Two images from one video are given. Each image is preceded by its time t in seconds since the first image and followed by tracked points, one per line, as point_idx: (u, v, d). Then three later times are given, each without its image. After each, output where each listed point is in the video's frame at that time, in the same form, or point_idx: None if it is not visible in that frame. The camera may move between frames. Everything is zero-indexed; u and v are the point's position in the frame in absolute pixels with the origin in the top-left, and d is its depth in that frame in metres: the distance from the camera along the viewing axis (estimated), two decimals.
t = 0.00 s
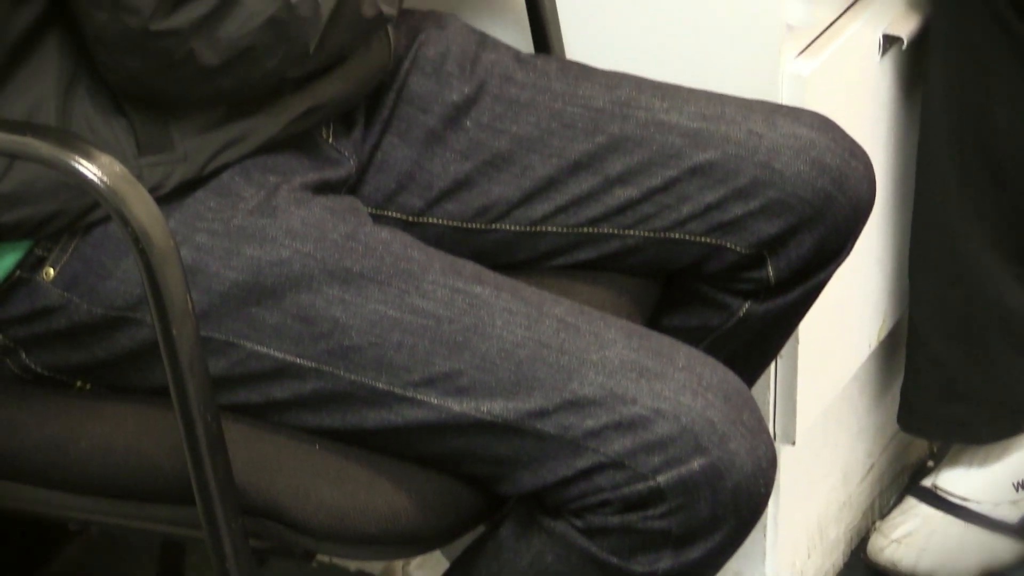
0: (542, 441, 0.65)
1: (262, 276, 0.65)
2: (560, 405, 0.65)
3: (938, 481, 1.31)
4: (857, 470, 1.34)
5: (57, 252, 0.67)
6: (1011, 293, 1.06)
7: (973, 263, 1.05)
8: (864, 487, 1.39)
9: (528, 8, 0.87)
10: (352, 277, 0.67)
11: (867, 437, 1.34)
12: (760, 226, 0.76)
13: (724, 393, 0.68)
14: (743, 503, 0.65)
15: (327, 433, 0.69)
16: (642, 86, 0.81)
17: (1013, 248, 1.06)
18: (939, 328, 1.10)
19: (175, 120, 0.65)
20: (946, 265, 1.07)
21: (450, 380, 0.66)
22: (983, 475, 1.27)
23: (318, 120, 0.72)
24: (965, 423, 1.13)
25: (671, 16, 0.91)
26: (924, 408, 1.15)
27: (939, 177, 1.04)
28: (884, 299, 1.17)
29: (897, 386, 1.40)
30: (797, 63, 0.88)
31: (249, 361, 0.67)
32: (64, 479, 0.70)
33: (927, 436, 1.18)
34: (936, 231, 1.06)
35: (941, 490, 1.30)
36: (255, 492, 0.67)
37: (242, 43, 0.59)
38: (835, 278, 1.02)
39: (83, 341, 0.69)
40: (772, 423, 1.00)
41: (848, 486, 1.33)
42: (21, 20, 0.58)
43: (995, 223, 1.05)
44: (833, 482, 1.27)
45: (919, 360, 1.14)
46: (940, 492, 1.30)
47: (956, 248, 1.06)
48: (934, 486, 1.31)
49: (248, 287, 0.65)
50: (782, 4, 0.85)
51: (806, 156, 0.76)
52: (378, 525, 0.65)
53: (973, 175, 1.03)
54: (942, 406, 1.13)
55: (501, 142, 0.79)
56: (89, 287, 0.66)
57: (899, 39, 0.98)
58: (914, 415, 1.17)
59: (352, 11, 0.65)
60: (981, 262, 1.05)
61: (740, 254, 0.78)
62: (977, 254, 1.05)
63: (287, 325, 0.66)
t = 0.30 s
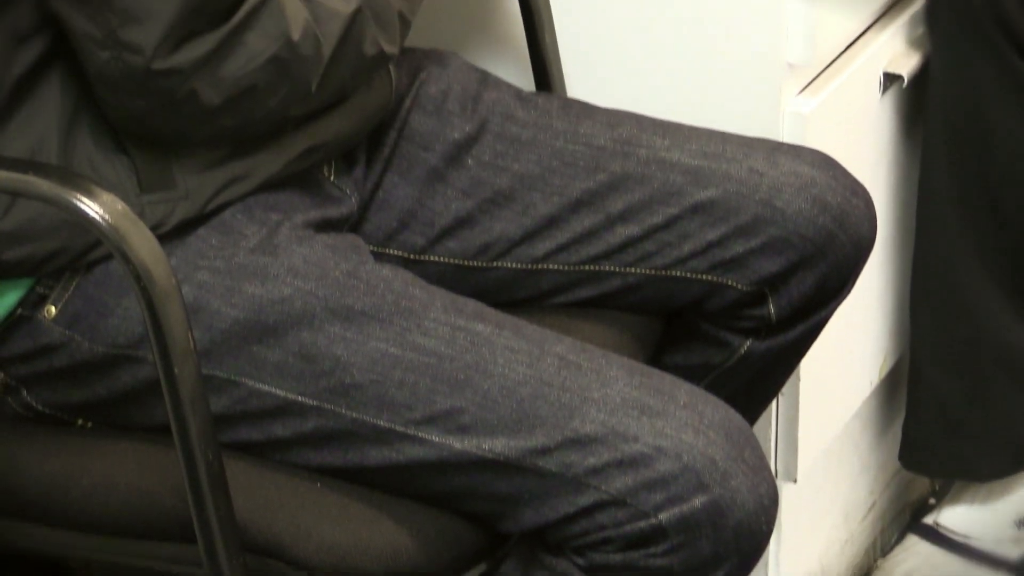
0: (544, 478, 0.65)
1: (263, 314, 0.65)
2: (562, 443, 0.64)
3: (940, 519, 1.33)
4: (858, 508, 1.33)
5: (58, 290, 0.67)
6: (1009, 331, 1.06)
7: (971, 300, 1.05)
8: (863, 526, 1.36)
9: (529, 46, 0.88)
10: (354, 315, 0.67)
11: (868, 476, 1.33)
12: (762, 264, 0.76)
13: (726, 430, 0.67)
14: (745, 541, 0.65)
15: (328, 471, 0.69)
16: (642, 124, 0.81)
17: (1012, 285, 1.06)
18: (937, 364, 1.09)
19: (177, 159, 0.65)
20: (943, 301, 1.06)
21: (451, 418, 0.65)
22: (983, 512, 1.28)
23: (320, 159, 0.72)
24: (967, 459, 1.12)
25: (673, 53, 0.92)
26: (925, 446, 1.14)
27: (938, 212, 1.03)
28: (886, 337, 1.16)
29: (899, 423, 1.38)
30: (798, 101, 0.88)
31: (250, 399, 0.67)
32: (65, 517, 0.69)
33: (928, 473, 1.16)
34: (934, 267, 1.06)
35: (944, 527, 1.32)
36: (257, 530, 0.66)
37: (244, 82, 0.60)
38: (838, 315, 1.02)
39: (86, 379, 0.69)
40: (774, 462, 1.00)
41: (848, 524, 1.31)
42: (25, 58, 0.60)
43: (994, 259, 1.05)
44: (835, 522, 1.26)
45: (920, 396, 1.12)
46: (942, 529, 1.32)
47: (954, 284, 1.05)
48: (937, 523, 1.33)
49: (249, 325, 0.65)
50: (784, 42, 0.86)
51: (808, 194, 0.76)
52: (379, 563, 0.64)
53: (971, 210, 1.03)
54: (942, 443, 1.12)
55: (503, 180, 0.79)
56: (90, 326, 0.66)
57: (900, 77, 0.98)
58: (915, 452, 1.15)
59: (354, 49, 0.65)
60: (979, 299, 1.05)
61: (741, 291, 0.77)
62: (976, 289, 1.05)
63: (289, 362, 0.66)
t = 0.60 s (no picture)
0: (545, 517, 0.64)
1: (263, 352, 0.65)
2: (563, 482, 0.64)
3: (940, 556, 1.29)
4: (860, 547, 1.32)
5: (59, 330, 0.67)
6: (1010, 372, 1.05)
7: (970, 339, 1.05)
8: (869, 564, 1.35)
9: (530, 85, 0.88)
10: (354, 354, 0.67)
11: (870, 515, 1.32)
12: (761, 302, 0.76)
13: (727, 469, 0.66)
14: None
15: (329, 510, 0.69)
16: (642, 162, 0.82)
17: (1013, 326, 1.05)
18: (938, 404, 1.08)
19: (177, 198, 0.66)
20: (944, 341, 1.05)
21: (452, 457, 0.65)
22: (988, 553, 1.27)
23: (320, 197, 0.72)
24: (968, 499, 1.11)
25: (673, 92, 0.92)
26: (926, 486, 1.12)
27: (937, 251, 1.03)
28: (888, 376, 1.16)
29: (900, 462, 1.37)
30: (799, 140, 0.89)
31: (251, 438, 0.67)
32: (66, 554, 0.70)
33: (930, 513, 1.15)
34: (935, 305, 1.05)
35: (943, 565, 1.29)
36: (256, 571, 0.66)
37: (242, 121, 0.60)
38: (840, 352, 1.01)
39: (86, 419, 0.69)
40: (774, 500, 0.99)
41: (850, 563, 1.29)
42: (22, 99, 0.61)
43: (995, 299, 1.04)
44: (837, 562, 1.25)
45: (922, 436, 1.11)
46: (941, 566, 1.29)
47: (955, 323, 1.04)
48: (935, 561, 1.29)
49: (249, 363, 0.65)
50: (784, 82, 0.86)
51: (809, 233, 0.76)
52: None
53: (970, 250, 1.02)
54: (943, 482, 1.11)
55: (503, 219, 0.79)
56: (90, 365, 0.66)
57: (899, 116, 0.98)
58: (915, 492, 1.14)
59: (354, 89, 0.66)
60: (979, 341, 1.04)
61: (741, 329, 0.77)
62: (977, 330, 1.04)
63: (289, 401, 0.66)
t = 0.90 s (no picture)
0: (547, 558, 0.64)
1: (264, 393, 0.65)
2: (564, 523, 0.64)
3: None
4: None
5: (60, 370, 0.67)
6: (1012, 415, 1.04)
7: (973, 380, 1.04)
8: None
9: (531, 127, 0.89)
10: (355, 395, 0.67)
11: (873, 559, 1.30)
12: (762, 343, 0.76)
13: (728, 510, 0.66)
14: None
15: (331, 552, 0.69)
16: (643, 204, 0.82)
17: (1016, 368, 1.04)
18: (938, 444, 1.08)
19: (179, 239, 0.66)
20: (945, 381, 1.05)
21: (453, 498, 0.65)
22: None
23: (320, 238, 0.73)
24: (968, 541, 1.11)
25: (674, 135, 0.93)
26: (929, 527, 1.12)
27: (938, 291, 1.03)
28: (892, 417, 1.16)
29: (903, 506, 1.35)
30: (800, 181, 0.89)
31: (252, 479, 0.67)
32: None
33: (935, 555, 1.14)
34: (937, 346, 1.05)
35: None
36: None
37: (242, 162, 0.61)
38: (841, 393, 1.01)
39: (87, 460, 0.69)
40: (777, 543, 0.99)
41: None
42: (23, 141, 0.61)
43: (996, 340, 1.03)
44: None
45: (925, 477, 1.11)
46: None
47: (954, 362, 1.04)
48: None
49: (250, 405, 0.65)
50: (786, 124, 0.87)
51: (810, 275, 0.76)
52: None
53: (972, 291, 1.02)
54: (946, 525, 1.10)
55: (504, 260, 0.80)
56: (91, 408, 0.67)
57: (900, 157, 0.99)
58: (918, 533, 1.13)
59: (354, 131, 0.67)
60: (977, 382, 1.04)
61: (742, 370, 0.77)
62: (976, 369, 1.04)
63: (290, 442, 0.66)
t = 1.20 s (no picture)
0: None
1: (266, 437, 0.65)
2: (564, 567, 0.63)
3: None
4: None
5: (61, 414, 0.67)
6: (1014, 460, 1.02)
7: (975, 423, 1.04)
8: None
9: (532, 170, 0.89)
10: (355, 438, 0.67)
11: None
12: (763, 387, 0.76)
13: (728, 553, 0.65)
14: None
15: None
16: (644, 247, 0.82)
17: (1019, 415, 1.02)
18: (941, 487, 1.07)
19: (180, 281, 0.67)
20: (949, 427, 1.05)
21: (454, 541, 0.65)
22: None
23: (320, 282, 0.73)
24: None
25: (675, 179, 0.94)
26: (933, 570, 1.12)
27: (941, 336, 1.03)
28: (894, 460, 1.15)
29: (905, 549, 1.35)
30: (800, 225, 0.90)
31: (253, 523, 0.67)
32: None
33: None
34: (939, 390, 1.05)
35: None
36: None
37: (243, 205, 0.62)
38: (844, 438, 1.01)
39: (87, 503, 0.69)
40: None
41: None
42: (24, 183, 0.61)
43: (998, 384, 1.02)
44: None
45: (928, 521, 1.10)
46: None
47: (956, 406, 1.04)
48: None
49: (252, 448, 0.65)
50: (786, 169, 0.88)
51: (811, 318, 0.76)
52: None
53: (974, 334, 1.02)
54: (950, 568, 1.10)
55: (505, 303, 0.80)
56: (92, 450, 0.67)
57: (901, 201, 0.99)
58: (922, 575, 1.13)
59: (355, 173, 0.68)
60: (979, 426, 1.03)
61: (743, 414, 0.77)
62: (980, 413, 1.03)
63: (291, 485, 0.66)
